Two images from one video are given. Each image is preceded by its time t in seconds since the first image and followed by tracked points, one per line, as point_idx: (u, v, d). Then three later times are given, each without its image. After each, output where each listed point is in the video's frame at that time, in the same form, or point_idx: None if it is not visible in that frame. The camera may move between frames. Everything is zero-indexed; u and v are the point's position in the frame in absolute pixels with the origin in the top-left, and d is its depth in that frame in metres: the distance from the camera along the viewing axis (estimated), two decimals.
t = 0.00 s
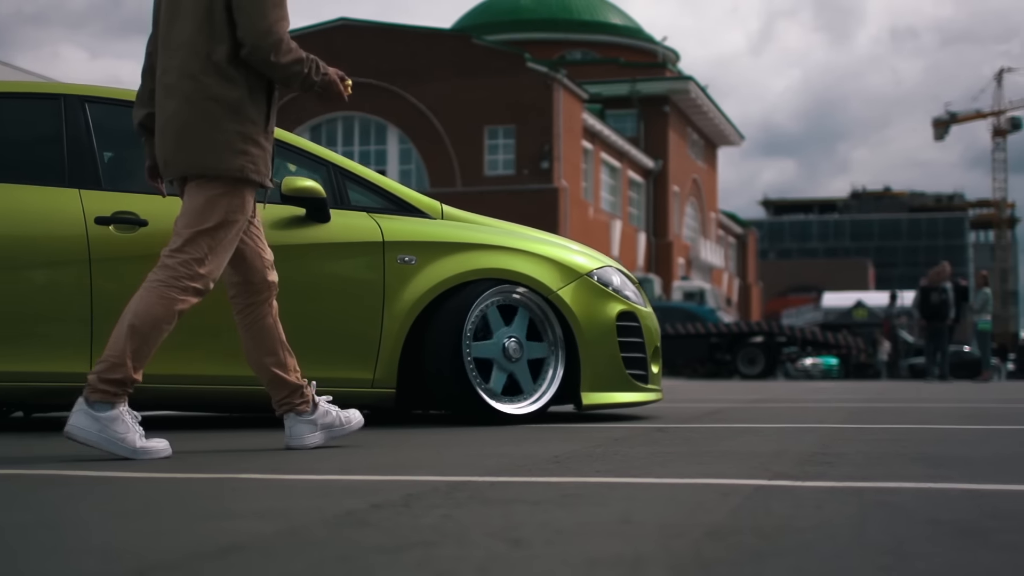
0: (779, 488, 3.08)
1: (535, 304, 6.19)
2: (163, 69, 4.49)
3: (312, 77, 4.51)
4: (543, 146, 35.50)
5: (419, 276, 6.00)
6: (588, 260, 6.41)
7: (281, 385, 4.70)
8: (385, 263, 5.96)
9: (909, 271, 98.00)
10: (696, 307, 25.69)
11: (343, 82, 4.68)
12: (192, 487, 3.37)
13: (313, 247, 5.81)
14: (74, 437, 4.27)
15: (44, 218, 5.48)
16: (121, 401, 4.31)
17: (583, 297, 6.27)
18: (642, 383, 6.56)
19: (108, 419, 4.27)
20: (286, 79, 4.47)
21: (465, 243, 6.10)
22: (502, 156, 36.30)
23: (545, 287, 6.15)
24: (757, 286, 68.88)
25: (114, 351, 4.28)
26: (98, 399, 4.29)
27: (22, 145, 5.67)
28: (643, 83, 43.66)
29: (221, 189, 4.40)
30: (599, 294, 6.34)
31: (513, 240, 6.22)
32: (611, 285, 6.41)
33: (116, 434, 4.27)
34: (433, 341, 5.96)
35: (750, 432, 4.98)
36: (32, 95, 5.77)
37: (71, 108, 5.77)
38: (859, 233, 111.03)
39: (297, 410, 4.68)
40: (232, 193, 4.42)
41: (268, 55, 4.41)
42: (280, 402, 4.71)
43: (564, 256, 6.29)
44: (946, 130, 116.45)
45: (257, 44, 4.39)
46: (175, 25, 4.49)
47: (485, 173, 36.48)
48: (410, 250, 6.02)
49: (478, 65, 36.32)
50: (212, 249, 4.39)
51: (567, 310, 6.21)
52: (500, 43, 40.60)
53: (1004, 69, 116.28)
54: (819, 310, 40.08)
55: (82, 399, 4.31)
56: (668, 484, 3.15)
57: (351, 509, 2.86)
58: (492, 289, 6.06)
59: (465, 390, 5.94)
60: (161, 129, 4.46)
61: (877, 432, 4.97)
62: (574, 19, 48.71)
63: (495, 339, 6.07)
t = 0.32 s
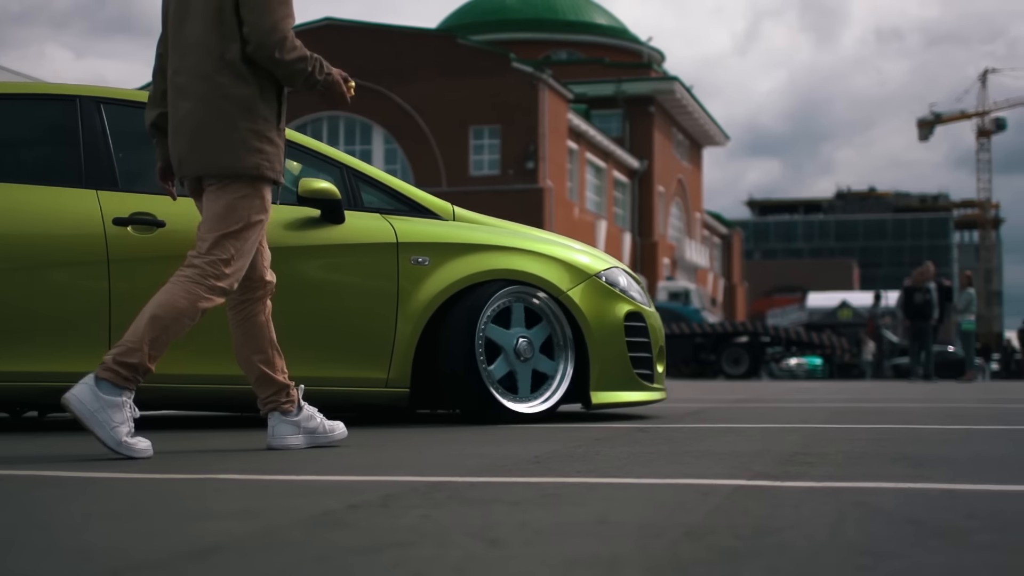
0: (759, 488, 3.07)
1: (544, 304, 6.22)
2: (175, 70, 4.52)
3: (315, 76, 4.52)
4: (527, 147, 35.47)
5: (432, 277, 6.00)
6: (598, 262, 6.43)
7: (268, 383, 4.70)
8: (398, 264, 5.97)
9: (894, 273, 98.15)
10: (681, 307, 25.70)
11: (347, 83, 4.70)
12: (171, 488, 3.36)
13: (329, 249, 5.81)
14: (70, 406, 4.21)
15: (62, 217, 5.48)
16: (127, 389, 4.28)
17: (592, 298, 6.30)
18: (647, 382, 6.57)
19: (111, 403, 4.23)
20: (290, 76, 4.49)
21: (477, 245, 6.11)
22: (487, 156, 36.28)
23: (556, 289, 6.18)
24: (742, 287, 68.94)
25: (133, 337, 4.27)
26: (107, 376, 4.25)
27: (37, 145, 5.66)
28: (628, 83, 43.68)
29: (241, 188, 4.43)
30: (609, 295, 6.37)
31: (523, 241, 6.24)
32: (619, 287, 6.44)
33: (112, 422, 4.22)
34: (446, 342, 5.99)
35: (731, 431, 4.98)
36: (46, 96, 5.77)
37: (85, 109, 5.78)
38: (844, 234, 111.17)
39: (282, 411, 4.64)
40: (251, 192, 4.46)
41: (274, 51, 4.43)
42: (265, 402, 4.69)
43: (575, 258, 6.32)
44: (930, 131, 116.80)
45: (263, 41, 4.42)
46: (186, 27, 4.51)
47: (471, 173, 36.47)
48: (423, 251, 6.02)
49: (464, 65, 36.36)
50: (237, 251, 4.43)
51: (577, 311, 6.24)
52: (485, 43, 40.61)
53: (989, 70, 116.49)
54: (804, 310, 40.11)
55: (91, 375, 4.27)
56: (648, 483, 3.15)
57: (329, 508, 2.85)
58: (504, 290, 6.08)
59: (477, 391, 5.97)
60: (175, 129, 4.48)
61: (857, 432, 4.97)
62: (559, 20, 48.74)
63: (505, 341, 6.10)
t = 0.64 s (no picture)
0: (736, 488, 3.09)
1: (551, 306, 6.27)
2: (183, 74, 4.61)
3: (318, 73, 4.54)
4: (511, 147, 35.46)
5: (442, 280, 6.03)
6: (604, 264, 6.51)
7: (251, 383, 4.69)
8: (410, 265, 5.98)
9: (875, 274, 98.36)
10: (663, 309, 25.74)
11: (347, 80, 4.74)
12: (152, 489, 3.37)
13: (342, 251, 5.82)
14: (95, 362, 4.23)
15: (77, 216, 5.49)
16: (149, 370, 4.28)
17: (598, 299, 6.38)
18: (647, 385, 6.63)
19: (131, 377, 4.24)
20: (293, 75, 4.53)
21: (486, 246, 6.15)
22: (471, 157, 36.26)
23: (564, 290, 6.24)
24: (725, 287, 69.03)
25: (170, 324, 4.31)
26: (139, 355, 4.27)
27: (51, 148, 5.69)
28: (611, 84, 43.71)
29: (262, 187, 4.50)
30: (614, 296, 6.44)
31: (530, 242, 6.30)
32: (624, 288, 6.52)
33: (121, 395, 4.23)
34: (457, 342, 6.02)
35: (710, 432, 5.01)
36: (58, 98, 5.79)
37: (100, 114, 5.80)
38: (826, 234, 111.31)
39: (263, 411, 4.63)
40: (271, 193, 4.53)
41: (276, 49, 4.48)
42: (246, 401, 4.68)
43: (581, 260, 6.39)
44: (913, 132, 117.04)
45: (264, 39, 4.48)
46: (194, 30, 4.61)
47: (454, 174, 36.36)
48: (434, 253, 6.04)
49: (447, 66, 36.39)
50: (270, 256, 4.51)
51: (585, 312, 6.31)
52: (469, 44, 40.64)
53: (971, 70, 116.68)
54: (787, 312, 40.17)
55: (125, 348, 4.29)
56: (626, 485, 3.17)
57: (307, 509, 2.86)
58: (514, 291, 6.13)
59: (488, 389, 6.01)
60: (186, 132, 4.56)
61: (835, 432, 5.00)
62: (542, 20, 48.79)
63: (515, 341, 6.15)
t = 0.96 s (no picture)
0: (711, 488, 3.10)
1: (553, 306, 6.36)
2: (182, 74, 4.60)
3: (317, 69, 4.56)
4: (492, 147, 35.40)
5: (451, 281, 6.09)
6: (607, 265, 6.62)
7: (229, 381, 4.67)
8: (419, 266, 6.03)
9: (855, 275, 98.65)
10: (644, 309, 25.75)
11: (346, 75, 4.77)
12: (129, 488, 3.35)
13: (353, 253, 5.86)
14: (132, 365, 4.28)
15: (67, 216, 5.48)
16: (187, 360, 4.36)
17: (602, 300, 6.47)
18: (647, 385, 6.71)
19: (170, 370, 4.31)
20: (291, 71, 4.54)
21: (492, 247, 6.23)
22: (452, 157, 36.19)
23: (570, 292, 6.34)
24: (704, 288, 69.10)
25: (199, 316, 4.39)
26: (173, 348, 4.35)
27: (58, 150, 5.70)
28: (592, 84, 43.73)
29: (274, 185, 4.54)
30: (617, 297, 6.55)
31: (535, 243, 6.37)
32: (626, 289, 6.62)
33: (164, 388, 4.29)
34: (465, 342, 6.10)
35: (688, 432, 5.01)
36: (72, 100, 5.81)
37: (112, 115, 5.83)
38: (806, 233, 111.50)
39: (239, 412, 4.62)
40: (285, 190, 4.56)
41: (271, 46, 4.49)
42: (224, 401, 4.67)
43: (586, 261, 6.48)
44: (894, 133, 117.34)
45: (260, 37, 4.48)
46: (192, 28, 4.60)
47: (435, 175, 36.30)
48: (443, 254, 6.10)
49: (428, 66, 36.44)
50: (296, 252, 4.58)
51: (590, 313, 6.41)
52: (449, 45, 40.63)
53: (950, 72, 117.10)
54: (767, 313, 40.22)
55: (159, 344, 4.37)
56: (601, 485, 3.17)
57: (281, 510, 2.84)
58: (521, 293, 6.22)
59: (498, 390, 6.10)
60: (186, 131, 4.56)
61: (812, 433, 5.01)
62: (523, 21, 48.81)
63: (521, 343, 6.24)
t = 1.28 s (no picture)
0: (684, 488, 3.11)
1: (554, 307, 6.49)
2: (176, 76, 4.59)
3: (310, 67, 4.53)
4: (470, 148, 35.40)
5: (456, 282, 6.20)
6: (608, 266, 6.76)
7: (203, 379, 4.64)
8: (426, 267, 6.14)
9: (833, 275, 98.97)
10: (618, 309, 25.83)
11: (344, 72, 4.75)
12: (101, 489, 3.35)
13: (363, 254, 5.96)
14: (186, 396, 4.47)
15: (60, 215, 5.49)
16: (235, 370, 4.53)
17: (601, 301, 6.61)
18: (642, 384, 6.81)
19: (218, 386, 4.50)
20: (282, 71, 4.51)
21: (496, 250, 6.34)
22: (430, 157, 36.15)
23: (571, 293, 6.47)
24: (683, 288, 69.25)
25: (233, 328, 4.52)
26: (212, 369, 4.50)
27: (65, 150, 5.72)
28: (571, 84, 43.77)
29: (277, 182, 4.56)
30: (616, 298, 6.69)
31: (535, 246, 6.49)
32: (623, 290, 6.76)
33: (223, 401, 4.48)
34: (470, 342, 6.21)
35: (665, 432, 5.03)
36: (86, 102, 5.84)
37: (122, 118, 5.87)
38: (784, 233, 111.79)
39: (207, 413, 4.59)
40: (290, 187, 4.59)
41: (261, 46, 4.46)
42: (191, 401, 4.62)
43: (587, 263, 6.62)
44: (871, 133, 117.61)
45: (250, 37, 4.46)
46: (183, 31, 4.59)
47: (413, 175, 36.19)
48: (448, 256, 6.22)
49: (406, 66, 36.47)
50: (310, 248, 4.65)
51: (590, 314, 6.54)
52: (428, 45, 40.62)
53: (927, 74, 117.52)
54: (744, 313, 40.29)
55: (196, 368, 4.53)
56: (575, 486, 3.17)
57: (252, 511, 2.84)
58: (525, 294, 6.34)
59: (500, 389, 6.20)
60: (182, 134, 4.56)
61: (786, 433, 5.03)
62: (502, 21, 48.83)
63: (523, 343, 6.36)
